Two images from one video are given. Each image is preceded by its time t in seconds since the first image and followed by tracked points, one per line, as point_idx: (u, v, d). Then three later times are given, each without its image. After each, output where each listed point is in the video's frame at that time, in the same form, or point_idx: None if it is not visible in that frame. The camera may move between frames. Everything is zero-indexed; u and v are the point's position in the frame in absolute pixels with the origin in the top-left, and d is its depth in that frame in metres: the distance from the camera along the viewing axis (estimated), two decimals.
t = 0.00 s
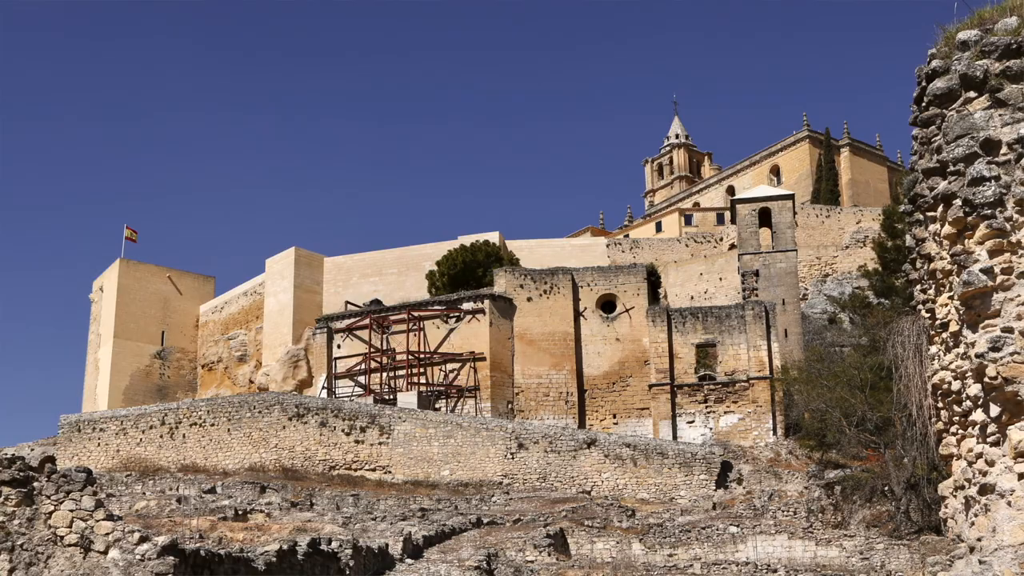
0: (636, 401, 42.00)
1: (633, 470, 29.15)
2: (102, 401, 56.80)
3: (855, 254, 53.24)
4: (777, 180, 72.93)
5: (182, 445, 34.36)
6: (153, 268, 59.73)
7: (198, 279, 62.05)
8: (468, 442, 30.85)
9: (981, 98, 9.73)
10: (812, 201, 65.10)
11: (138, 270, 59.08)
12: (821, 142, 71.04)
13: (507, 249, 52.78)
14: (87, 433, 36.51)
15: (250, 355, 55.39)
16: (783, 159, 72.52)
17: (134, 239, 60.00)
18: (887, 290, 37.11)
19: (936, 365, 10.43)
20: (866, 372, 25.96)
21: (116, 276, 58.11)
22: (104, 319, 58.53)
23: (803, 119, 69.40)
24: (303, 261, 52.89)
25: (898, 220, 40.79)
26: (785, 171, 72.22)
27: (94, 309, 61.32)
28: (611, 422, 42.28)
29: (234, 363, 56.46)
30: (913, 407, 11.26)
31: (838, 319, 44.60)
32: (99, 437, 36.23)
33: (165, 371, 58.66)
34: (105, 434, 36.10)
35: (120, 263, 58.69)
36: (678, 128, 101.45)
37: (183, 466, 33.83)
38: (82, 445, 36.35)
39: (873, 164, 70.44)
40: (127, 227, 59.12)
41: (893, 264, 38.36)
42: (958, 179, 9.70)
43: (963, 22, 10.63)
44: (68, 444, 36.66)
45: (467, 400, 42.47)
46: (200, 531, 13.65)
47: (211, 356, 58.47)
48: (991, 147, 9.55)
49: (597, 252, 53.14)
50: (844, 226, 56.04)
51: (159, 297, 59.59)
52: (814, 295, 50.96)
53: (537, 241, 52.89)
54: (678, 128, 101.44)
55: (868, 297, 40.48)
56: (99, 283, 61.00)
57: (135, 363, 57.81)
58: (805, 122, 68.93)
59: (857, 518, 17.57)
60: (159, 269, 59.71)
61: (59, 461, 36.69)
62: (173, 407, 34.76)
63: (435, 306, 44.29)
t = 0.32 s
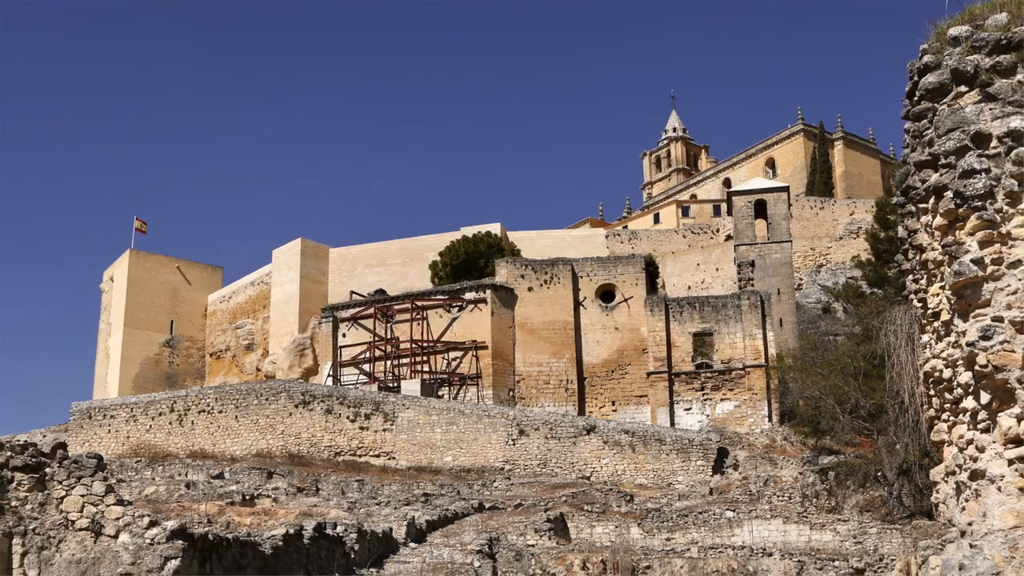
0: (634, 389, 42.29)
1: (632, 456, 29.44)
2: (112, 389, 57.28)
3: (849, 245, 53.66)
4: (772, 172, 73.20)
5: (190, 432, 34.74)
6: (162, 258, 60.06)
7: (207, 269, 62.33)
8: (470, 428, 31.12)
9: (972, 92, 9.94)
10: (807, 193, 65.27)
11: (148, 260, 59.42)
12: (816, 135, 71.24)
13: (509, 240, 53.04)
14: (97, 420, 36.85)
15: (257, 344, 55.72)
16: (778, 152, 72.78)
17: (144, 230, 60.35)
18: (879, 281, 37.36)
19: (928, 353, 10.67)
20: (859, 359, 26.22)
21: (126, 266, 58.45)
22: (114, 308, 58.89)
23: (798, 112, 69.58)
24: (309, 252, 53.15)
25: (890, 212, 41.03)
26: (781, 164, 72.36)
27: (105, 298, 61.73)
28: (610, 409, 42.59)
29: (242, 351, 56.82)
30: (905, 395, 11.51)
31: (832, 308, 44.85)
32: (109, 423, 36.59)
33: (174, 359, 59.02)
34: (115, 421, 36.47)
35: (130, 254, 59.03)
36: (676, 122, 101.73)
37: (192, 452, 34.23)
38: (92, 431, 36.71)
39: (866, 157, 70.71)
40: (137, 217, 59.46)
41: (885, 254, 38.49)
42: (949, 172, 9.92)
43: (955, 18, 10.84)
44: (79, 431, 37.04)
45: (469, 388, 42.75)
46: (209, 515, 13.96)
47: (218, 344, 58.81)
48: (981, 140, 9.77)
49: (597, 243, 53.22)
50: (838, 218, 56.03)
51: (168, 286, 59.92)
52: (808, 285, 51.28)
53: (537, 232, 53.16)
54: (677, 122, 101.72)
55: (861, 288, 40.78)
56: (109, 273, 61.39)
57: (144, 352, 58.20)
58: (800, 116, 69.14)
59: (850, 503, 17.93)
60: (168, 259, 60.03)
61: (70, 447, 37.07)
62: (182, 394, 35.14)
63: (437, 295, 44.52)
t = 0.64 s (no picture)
0: (633, 374, 42.61)
1: (631, 440, 29.91)
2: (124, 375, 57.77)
3: (842, 235, 54.20)
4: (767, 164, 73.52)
5: (200, 417, 35.17)
6: (172, 247, 60.50)
7: (216, 258, 62.78)
8: (473, 414, 31.45)
9: (962, 86, 10.18)
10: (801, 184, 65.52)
11: (159, 250, 59.83)
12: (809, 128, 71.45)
13: (510, 230, 53.26)
14: (109, 405, 37.30)
15: (265, 332, 56.13)
16: (773, 145, 73.10)
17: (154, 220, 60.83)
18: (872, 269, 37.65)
19: (918, 340, 10.93)
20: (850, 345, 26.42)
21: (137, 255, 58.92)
22: (125, 296, 59.36)
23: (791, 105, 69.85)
24: (316, 242, 53.48)
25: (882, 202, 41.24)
26: (776, 156, 72.56)
27: (116, 287, 62.27)
28: (609, 395, 42.86)
29: (251, 339, 57.27)
30: (896, 380, 11.80)
31: (825, 297, 45.34)
32: (121, 409, 37.06)
33: (184, 346, 59.39)
34: (127, 407, 36.95)
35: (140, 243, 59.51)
36: (672, 115, 102.10)
37: (201, 437, 34.63)
38: (104, 417, 37.17)
39: (858, 150, 70.99)
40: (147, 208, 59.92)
41: (877, 243, 38.65)
42: (939, 164, 10.14)
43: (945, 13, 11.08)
44: (91, 416, 37.49)
45: (472, 373, 43.10)
46: (218, 498, 14.25)
47: (228, 332, 59.25)
48: (971, 132, 10.00)
49: (596, 234, 53.47)
50: (832, 209, 56.08)
51: (178, 275, 60.37)
52: (802, 274, 52.26)
53: (538, 222, 53.30)
54: (673, 115, 102.09)
55: (855, 277, 41.10)
56: (120, 263, 61.90)
57: (155, 339, 58.70)
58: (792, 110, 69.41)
59: (843, 486, 18.36)
60: (177, 248, 60.48)
61: (83, 432, 37.50)
62: (192, 380, 35.57)
63: (441, 284, 45.03)
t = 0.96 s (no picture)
0: (631, 361, 43.07)
1: (629, 426, 30.28)
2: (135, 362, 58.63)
3: (835, 226, 54.88)
4: (762, 156, 73.89)
5: (209, 403, 35.90)
6: (182, 238, 61.51)
7: (225, 248, 63.80)
8: (475, 400, 32.14)
9: (952, 80, 10.23)
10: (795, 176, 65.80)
11: (169, 240, 60.82)
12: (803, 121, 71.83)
13: (512, 221, 53.53)
14: (120, 391, 38.13)
15: (272, 320, 56.71)
16: (768, 137, 73.47)
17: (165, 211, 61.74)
18: (864, 259, 37.83)
19: (910, 328, 11.16)
20: (844, 333, 26.76)
21: (148, 245, 59.87)
22: (136, 285, 60.19)
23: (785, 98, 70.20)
24: (322, 232, 53.75)
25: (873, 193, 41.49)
26: (771, 148, 72.92)
27: (128, 276, 63.21)
28: (608, 380, 43.37)
29: (258, 327, 57.93)
30: (888, 367, 12.09)
31: (818, 285, 45.80)
32: (132, 395, 37.63)
33: (194, 334, 60.25)
34: (137, 393, 37.71)
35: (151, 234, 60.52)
36: (671, 108, 102.39)
37: (211, 422, 35.31)
38: (115, 402, 37.99)
39: (851, 142, 71.35)
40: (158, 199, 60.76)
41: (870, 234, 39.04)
42: (930, 156, 10.10)
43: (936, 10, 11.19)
44: (103, 402, 38.29)
45: (474, 360, 43.51)
46: (227, 482, 14.56)
47: (236, 320, 59.98)
48: (961, 125, 9.95)
49: (596, 224, 53.51)
50: (824, 201, 56.82)
51: (188, 265, 61.37)
52: (797, 264, 52.74)
53: (538, 213, 53.57)
54: (671, 108, 102.38)
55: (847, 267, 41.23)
56: (132, 253, 62.79)
57: (165, 327, 59.61)
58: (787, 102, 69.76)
59: (836, 470, 18.92)
60: (187, 239, 61.49)
61: (94, 417, 38.09)
62: (201, 367, 36.25)
63: (444, 273, 45.42)
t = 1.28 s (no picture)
0: (629, 349, 43.63)
1: (628, 412, 30.93)
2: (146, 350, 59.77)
3: (829, 217, 55.91)
4: (757, 149, 74.51)
5: (217, 389, 36.86)
6: (191, 228, 62.53)
7: (233, 239, 64.79)
8: (478, 386, 32.89)
9: (943, 75, 10.05)
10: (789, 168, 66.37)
11: (179, 230, 61.84)
12: (797, 114, 72.45)
13: (513, 213, 53.82)
14: (132, 377, 39.21)
15: (280, 308, 57.39)
16: (762, 131, 74.08)
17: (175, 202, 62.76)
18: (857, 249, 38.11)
19: (902, 317, 11.31)
20: (836, 321, 27.06)
21: (158, 235, 60.86)
22: (147, 275, 61.19)
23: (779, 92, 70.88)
24: (327, 223, 53.96)
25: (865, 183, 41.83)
26: (766, 141, 73.53)
27: (138, 266, 64.13)
28: (607, 367, 43.90)
29: (266, 315, 58.62)
30: (880, 355, 12.38)
31: (812, 275, 46.25)
32: (142, 381, 38.97)
33: (203, 322, 61.42)
34: (148, 378, 38.83)
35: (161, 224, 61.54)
36: (668, 102, 102.69)
37: (219, 408, 36.28)
38: (127, 389, 39.06)
39: (844, 136, 71.94)
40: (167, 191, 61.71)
41: (862, 224, 39.47)
42: (921, 149, 9.92)
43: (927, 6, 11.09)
44: (115, 388, 39.37)
45: (477, 348, 44.25)
46: (234, 467, 14.88)
47: (244, 308, 60.79)
48: (952, 119, 9.80)
49: (595, 215, 53.60)
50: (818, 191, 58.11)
51: (197, 255, 62.41)
52: (790, 254, 53.71)
53: (540, 204, 53.84)
54: (668, 102, 102.66)
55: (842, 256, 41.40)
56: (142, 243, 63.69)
57: (175, 315, 60.67)
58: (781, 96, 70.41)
59: (830, 454, 19.58)
60: (197, 229, 62.52)
61: (106, 403, 39.41)
62: (210, 354, 37.33)
63: (447, 263, 46.10)
